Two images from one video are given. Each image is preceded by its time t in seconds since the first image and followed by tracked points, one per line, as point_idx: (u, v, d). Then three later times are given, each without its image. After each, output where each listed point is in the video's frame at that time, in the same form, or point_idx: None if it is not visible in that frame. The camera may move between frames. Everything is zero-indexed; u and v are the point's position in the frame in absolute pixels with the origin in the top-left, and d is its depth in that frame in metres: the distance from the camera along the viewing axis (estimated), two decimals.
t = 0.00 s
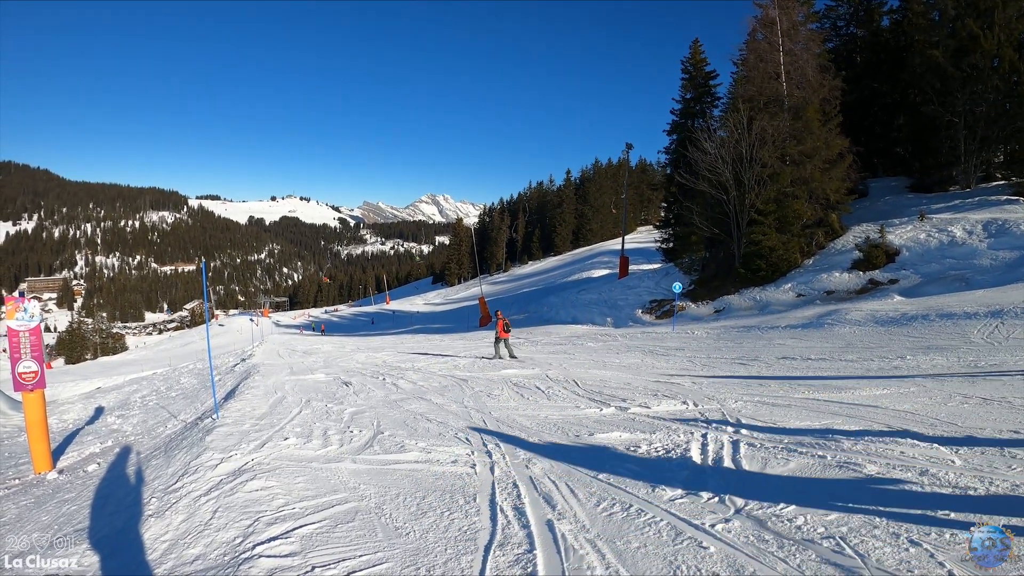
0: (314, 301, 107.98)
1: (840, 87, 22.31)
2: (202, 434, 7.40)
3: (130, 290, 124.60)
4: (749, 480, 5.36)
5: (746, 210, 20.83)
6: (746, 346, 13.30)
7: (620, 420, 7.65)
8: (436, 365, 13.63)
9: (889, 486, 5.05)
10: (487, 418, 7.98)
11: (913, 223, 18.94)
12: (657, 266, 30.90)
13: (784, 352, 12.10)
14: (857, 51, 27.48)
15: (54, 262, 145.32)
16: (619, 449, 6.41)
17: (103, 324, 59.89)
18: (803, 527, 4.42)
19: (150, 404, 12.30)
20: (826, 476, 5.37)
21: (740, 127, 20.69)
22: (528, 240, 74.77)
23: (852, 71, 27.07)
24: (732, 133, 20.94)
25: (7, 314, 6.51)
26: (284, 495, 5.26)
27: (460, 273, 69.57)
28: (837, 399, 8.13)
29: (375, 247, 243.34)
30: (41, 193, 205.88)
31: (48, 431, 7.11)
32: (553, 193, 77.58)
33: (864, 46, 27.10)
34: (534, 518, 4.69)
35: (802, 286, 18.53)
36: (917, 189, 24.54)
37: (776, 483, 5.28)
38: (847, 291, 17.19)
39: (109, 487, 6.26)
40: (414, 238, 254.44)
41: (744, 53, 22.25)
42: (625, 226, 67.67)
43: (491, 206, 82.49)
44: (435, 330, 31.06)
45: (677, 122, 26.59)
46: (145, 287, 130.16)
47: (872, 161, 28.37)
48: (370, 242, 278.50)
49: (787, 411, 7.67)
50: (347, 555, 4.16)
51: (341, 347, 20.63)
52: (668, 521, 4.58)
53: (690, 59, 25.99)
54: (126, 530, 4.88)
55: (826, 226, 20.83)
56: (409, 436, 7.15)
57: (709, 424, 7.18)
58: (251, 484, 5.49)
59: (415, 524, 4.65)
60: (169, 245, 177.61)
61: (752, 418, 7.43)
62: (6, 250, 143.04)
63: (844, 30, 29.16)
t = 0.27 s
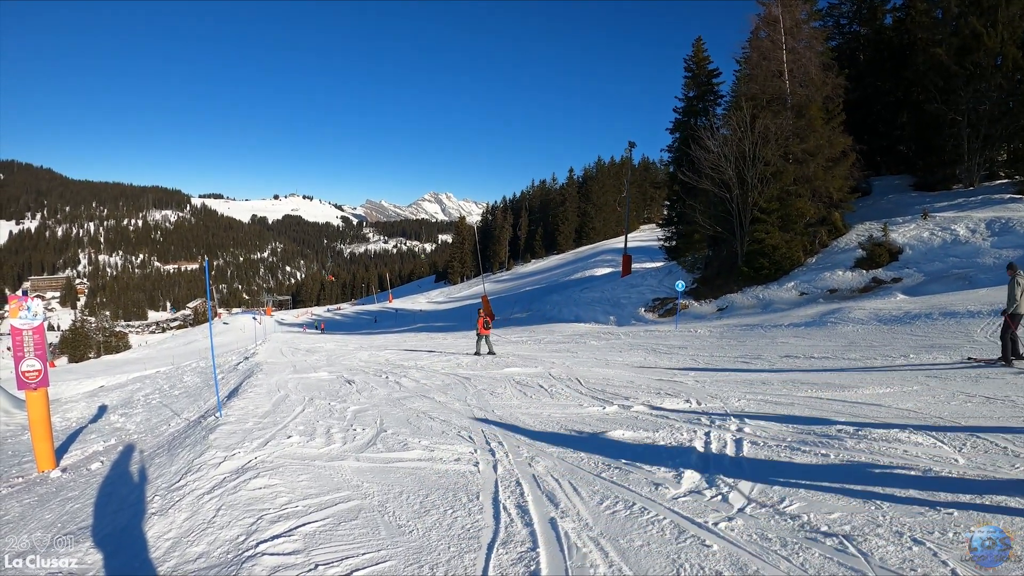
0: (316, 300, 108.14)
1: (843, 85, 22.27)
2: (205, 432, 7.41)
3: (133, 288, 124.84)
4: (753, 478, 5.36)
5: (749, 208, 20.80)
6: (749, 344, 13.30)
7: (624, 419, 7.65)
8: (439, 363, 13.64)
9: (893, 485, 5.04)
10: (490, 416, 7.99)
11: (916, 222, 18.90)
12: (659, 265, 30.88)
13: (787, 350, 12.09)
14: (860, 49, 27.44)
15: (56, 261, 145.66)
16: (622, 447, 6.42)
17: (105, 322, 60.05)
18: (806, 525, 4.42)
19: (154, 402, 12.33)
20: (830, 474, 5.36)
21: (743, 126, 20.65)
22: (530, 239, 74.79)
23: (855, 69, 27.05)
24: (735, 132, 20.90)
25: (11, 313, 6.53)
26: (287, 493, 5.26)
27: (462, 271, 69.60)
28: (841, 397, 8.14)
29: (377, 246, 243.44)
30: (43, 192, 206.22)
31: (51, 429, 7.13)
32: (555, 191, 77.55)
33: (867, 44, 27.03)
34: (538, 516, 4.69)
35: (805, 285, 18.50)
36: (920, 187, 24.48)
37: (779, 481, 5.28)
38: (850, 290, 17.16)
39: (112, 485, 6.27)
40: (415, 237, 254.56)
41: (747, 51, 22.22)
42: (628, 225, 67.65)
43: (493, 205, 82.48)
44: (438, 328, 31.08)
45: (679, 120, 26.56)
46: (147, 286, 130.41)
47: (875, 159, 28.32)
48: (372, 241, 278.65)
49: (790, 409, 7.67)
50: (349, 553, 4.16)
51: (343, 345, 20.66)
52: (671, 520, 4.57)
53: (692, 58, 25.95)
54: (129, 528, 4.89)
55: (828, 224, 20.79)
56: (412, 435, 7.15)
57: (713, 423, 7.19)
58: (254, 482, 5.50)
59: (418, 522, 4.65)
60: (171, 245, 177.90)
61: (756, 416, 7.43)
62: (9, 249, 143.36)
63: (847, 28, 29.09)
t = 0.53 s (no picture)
0: (317, 299, 108.14)
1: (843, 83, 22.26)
2: (205, 433, 7.41)
3: (133, 288, 124.85)
4: (753, 477, 5.35)
5: (749, 207, 20.79)
6: (749, 342, 13.30)
7: (624, 417, 7.66)
8: (440, 362, 13.66)
9: (894, 483, 5.04)
10: (491, 415, 7.99)
11: (917, 220, 18.88)
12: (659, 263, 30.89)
13: (787, 348, 12.10)
14: (860, 47, 27.39)
15: (58, 262, 145.81)
16: (622, 446, 6.42)
17: (106, 322, 60.06)
18: (807, 523, 4.42)
19: (155, 403, 12.36)
20: (831, 473, 5.34)
21: (743, 124, 20.62)
22: (530, 238, 74.76)
23: (855, 67, 26.99)
24: (735, 130, 20.89)
25: (11, 313, 6.53)
26: (287, 493, 5.26)
27: (463, 270, 69.59)
28: (841, 395, 8.14)
29: (377, 246, 243.45)
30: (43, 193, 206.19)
31: (52, 430, 7.13)
32: (555, 190, 77.52)
33: (867, 42, 27.01)
34: (538, 514, 4.69)
35: (806, 283, 18.49)
36: (920, 185, 24.45)
37: (779, 479, 5.27)
38: (851, 288, 17.14)
39: (113, 486, 6.27)
40: (416, 237, 254.57)
41: (748, 49, 22.21)
42: (628, 224, 67.63)
43: (493, 204, 82.44)
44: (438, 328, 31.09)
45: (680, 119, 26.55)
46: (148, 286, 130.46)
47: (875, 157, 28.29)
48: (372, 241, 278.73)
49: (790, 407, 7.66)
50: (350, 552, 4.16)
51: (344, 345, 20.68)
52: (671, 518, 4.58)
53: (692, 56, 25.94)
54: (130, 528, 4.89)
55: (829, 222, 20.78)
56: (413, 434, 7.15)
57: (713, 421, 7.19)
58: (255, 482, 5.50)
59: (419, 521, 4.65)
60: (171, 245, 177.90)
61: (756, 414, 7.43)
62: (9, 251, 143.41)
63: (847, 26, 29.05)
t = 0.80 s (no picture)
0: (316, 297, 108.11)
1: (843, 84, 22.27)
2: (203, 430, 7.40)
3: (132, 286, 124.62)
4: (751, 477, 5.36)
5: (748, 207, 20.81)
6: (748, 343, 13.32)
7: (622, 417, 7.67)
8: (438, 361, 13.66)
9: (891, 483, 5.06)
10: (489, 414, 7.99)
11: (916, 221, 18.91)
12: (658, 264, 30.91)
13: (785, 349, 12.12)
14: (859, 48, 27.42)
15: (56, 259, 145.58)
16: (620, 446, 6.42)
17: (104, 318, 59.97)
18: (804, 523, 4.42)
19: (152, 400, 12.35)
20: (828, 474, 5.34)
21: (743, 124, 20.62)
22: (529, 238, 74.78)
23: (855, 68, 27.02)
24: (735, 130, 20.90)
25: (9, 310, 6.52)
26: (285, 491, 5.26)
27: (462, 269, 69.51)
28: (838, 396, 8.16)
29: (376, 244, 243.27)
30: (42, 189, 205.86)
31: (50, 427, 7.13)
32: (555, 190, 77.49)
33: (867, 43, 27.03)
34: (535, 514, 4.70)
35: (805, 284, 18.51)
36: (919, 187, 24.47)
37: (777, 480, 5.28)
38: (850, 289, 17.17)
39: (111, 483, 6.27)
40: (415, 236, 254.58)
41: (747, 50, 22.22)
42: (627, 223, 67.64)
43: (492, 203, 82.39)
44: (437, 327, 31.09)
45: (679, 119, 26.55)
46: (146, 283, 130.35)
47: (875, 159, 28.34)
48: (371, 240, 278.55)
49: (788, 408, 7.67)
50: (348, 550, 4.17)
51: (342, 343, 20.66)
52: (669, 518, 4.58)
53: (692, 56, 25.94)
54: (128, 526, 4.89)
55: (828, 223, 20.80)
56: (411, 432, 7.16)
57: (710, 421, 7.20)
58: (253, 480, 5.50)
59: (417, 520, 4.65)
60: (170, 243, 177.62)
61: (754, 415, 7.45)
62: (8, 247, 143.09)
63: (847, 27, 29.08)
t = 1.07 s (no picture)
0: (315, 297, 108.01)
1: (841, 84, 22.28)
2: (201, 430, 7.39)
3: (130, 285, 124.43)
4: (749, 476, 5.36)
5: (747, 207, 20.82)
6: (746, 342, 13.33)
7: (620, 416, 7.67)
8: (436, 360, 13.66)
9: (889, 483, 5.07)
10: (487, 414, 7.99)
11: (914, 221, 18.93)
12: (656, 263, 30.93)
13: (783, 349, 12.13)
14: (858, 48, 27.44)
15: (55, 259, 145.35)
16: (618, 445, 6.42)
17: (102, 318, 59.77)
18: (802, 523, 4.42)
19: (149, 400, 12.33)
20: (826, 474, 5.34)
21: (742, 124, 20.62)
22: (528, 237, 74.79)
23: (853, 68, 27.04)
24: (733, 130, 20.91)
25: (7, 310, 6.52)
26: (284, 490, 5.26)
27: (461, 268, 69.46)
28: (835, 396, 8.16)
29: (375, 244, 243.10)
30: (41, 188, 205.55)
31: (48, 428, 7.13)
32: (553, 189, 77.45)
33: (865, 43, 27.04)
34: (534, 513, 4.69)
35: (803, 283, 18.52)
36: (918, 186, 24.50)
37: (774, 479, 5.29)
38: (848, 289, 17.18)
39: (108, 483, 6.27)
40: (414, 236, 254.56)
41: (746, 49, 22.22)
42: (626, 223, 67.62)
43: (491, 203, 82.32)
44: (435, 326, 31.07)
45: (678, 118, 26.55)
46: (145, 283, 130.18)
47: (873, 158, 28.38)
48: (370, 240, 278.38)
49: (785, 408, 7.68)
50: (346, 550, 4.16)
51: (340, 343, 20.64)
52: (667, 518, 4.58)
53: (691, 56, 25.94)
54: (126, 526, 4.89)
55: (826, 223, 20.82)
56: (409, 432, 7.15)
57: (708, 421, 7.20)
58: (251, 480, 5.49)
59: (415, 520, 4.65)
60: (168, 242, 177.32)
61: (751, 414, 7.45)
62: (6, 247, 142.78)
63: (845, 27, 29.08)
